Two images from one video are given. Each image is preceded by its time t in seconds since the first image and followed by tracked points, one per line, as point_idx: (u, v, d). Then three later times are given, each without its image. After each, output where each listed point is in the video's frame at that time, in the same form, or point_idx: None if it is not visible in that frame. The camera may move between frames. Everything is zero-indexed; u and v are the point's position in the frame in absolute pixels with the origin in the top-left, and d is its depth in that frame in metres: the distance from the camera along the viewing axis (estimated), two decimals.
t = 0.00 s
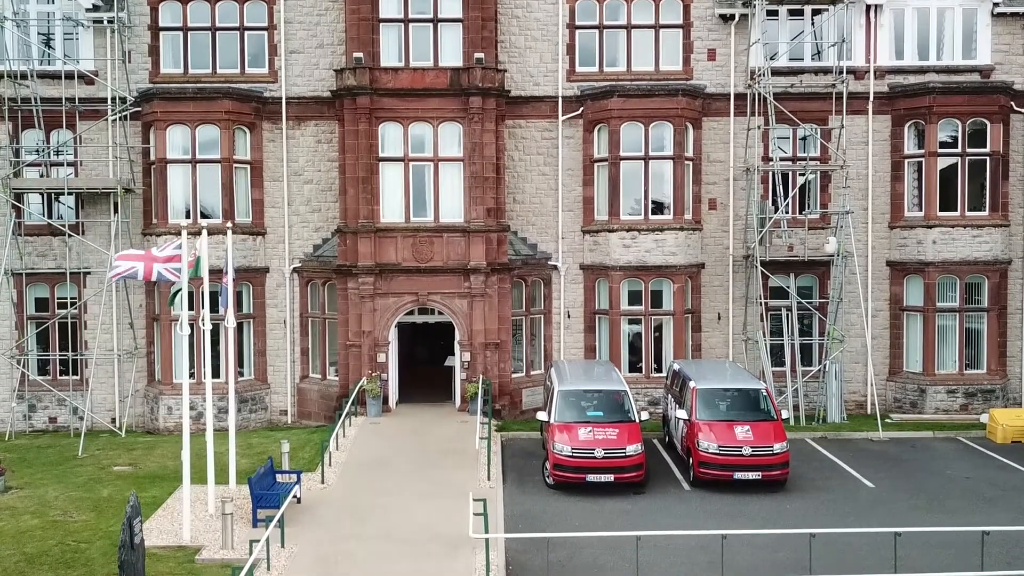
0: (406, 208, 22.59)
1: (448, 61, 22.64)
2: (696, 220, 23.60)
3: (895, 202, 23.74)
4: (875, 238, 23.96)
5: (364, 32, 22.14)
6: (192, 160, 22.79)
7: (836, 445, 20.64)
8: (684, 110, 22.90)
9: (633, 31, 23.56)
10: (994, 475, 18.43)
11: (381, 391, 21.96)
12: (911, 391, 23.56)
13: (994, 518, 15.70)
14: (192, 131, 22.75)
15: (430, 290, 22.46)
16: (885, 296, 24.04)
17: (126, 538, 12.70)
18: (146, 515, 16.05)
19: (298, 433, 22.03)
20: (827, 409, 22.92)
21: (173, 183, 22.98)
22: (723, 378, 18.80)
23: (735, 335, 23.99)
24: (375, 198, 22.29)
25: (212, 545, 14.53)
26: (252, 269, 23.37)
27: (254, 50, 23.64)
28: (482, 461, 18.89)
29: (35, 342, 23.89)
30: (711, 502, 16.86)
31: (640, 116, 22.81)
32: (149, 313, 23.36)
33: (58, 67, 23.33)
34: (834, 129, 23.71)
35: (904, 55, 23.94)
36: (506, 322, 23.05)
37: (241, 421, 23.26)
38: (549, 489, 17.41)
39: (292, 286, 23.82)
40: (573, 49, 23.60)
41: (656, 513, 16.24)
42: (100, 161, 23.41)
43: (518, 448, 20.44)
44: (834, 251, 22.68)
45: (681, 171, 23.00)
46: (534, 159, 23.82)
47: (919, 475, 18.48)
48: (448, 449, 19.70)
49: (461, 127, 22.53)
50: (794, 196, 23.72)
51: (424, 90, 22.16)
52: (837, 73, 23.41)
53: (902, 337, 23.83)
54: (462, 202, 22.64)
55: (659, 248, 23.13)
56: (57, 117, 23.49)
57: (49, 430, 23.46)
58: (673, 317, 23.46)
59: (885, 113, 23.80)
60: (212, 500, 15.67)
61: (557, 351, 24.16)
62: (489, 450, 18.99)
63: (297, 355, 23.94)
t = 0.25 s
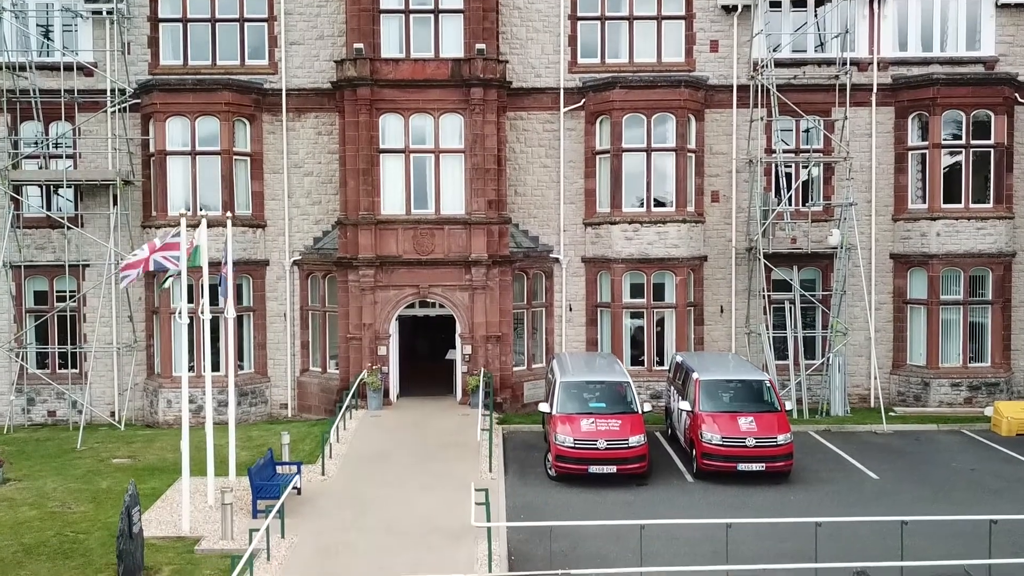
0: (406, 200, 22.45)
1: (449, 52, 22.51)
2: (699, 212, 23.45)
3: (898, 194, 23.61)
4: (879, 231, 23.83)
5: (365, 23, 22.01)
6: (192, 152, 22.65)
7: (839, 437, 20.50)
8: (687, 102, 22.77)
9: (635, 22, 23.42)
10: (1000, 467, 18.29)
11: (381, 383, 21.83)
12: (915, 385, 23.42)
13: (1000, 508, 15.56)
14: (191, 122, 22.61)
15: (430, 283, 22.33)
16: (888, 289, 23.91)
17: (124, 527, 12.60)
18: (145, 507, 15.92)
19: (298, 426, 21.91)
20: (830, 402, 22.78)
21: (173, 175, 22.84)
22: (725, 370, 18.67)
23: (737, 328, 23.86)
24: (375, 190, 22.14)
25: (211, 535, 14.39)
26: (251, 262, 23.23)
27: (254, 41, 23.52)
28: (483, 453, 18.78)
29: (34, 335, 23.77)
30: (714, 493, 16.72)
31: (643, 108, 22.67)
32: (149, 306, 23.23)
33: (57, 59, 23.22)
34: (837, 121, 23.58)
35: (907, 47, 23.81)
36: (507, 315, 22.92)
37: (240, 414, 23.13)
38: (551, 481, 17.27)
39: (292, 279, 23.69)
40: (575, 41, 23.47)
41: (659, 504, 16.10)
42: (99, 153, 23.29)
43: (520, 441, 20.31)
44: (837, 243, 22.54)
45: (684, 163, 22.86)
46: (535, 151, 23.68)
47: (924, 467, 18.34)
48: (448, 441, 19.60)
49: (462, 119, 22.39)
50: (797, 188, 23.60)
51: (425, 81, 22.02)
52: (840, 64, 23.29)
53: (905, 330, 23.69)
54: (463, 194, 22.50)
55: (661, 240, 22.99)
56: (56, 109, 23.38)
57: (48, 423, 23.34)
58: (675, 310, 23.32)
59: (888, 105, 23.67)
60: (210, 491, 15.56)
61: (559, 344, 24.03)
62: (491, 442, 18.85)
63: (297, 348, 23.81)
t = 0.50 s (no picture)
0: (406, 191, 22.31)
1: (449, 42, 22.36)
2: (701, 204, 23.31)
3: (901, 186, 23.47)
4: (882, 223, 23.70)
5: (365, 13, 21.86)
6: (191, 143, 22.50)
7: (843, 429, 20.36)
8: (689, 93, 22.62)
9: (637, 13, 23.28)
10: (1005, 458, 18.15)
11: (382, 375, 21.69)
12: (919, 377, 23.28)
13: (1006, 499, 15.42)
14: (190, 113, 22.46)
15: (431, 275, 22.19)
16: (891, 281, 23.77)
17: (121, 516, 12.48)
18: (143, 497, 15.78)
19: (297, 419, 21.78)
20: (833, 395, 22.64)
21: (171, 166, 22.70)
22: (728, 361, 18.53)
23: (740, 320, 23.72)
24: (375, 181, 21.99)
25: (210, 525, 14.25)
26: (251, 254, 23.08)
27: (254, 32, 23.38)
28: (484, 445, 18.64)
29: (32, 327, 23.64)
30: (717, 484, 16.58)
31: (644, 99, 22.52)
32: (147, 298, 23.09)
33: (55, 49, 23.09)
34: (840, 112, 23.44)
35: (911, 38, 23.68)
36: (508, 307, 22.78)
37: (240, 407, 22.99)
38: (552, 472, 17.13)
39: (292, 271, 23.56)
40: (576, 31, 23.34)
41: (662, 494, 15.96)
42: (97, 144, 23.15)
43: (521, 433, 20.16)
44: (840, 234, 22.41)
45: (686, 154, 22.72)
46: (536, 142, 23.55)
47: (928, 458, 18.20)
48: (449, 433, 19.47)
49: (462, 109, 22.25)
50: (799, 179, 23.46)
51: (425, 71, 21.88)
52: (843, 55, 23.16)
53: (908, 323, 23.55)
54: (464, 185, 22.35)
55: (663, 232, 22.85)
56: (54, 100, 23.24)
57: (46, 416, 23.20)
58: (677, 302, 23.18)
59: (891, 96, 23.53)
60: (209, 482, 15.43)
61: (560, 337, 23.89)
62: (492, 433, 18.70)
63: (297, 341, 23.68)
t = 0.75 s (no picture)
0: (406, 182, 22.14)
1: (449, 32, 22.20)
2: (702, 195, 23.15)
3: (904, 177, 23.32)
4: (885, 214, 23.55)
5: (364, 2, 21.70)
6: (189, 134, 22.35)
7: (846, 421, 20.21)
8: (690, 83, 22.45)
9: (638, 2, 23.12)
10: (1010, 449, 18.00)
11: (381, 367, 21.55)
12: (922, 370, 23.13)
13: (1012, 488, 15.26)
14: (188, 103, 22.32)
15: (431, 266, 22.03)
16: (894, 272, 23.62)
17: (116, 503, 12.35)
18: (140, 487, 15.64)
19: (296, 410, 21.64)
20: (836, 387, 22.51)
21: (170, 157, 22.55)
22: (730, 351, 18.38)
23: (742, 312, 23.57)
24: (374, 171, 21.82)
25: (206, 514, 14.11)
26: (250, 245, 22.93)
27: (253, 22, 23.23)
28: (485, 436, 18.50)
29: (30, 319, 23.50)
30: (720, 474, 16.42)
31: (646, 89, 22.35)
32: (145, 290, 22.95)
33: (53, 40, 22.95)
34: (843, 102, 23.29)
35: (914, 28, 23.52)
36: (508, 299, 22.62)
37: (239, 399, 22.85)
38: (553, 462, 16.97)
39: (291, 263, 23.40)
40: (577, 21, 23.18)
41: (664, 484, 15.81)
42: (95, 135, 23.00)
43: (521, 424, 20.02)
44: (843, 226, 22.25)
45: (688, 145, 22.56)
46: (537, 133, 23.39)
47: (932, 449, 18.04)
48: (449, 424, 19.34)
49: (462, 99, 22.09)
50: (802, 170, 23.31)
51: (425, 61, 21.72)
52: (846, 45, 23.01)
53: (912, 315, 23.40)
54: (464, 175, 22.19)
55: (665, 223, 22.69)
56: (52, 90, 23.11)
57: (44, 409, 23.05)
58: (679, 294, 23.02)
59: (894, 87, 23.37)
60: (207, 471, 15.29)
61: (561, 329, 23.75)
62: (492, 424, 18.54)
63: (296, 333, 23.54)
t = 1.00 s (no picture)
0: (406, 172, 21.96)
1: (449, 21, 22.01)
2: (705, 185, 22.97)
3: (908, 168, 23.15)
4: (888, 205, 23.37)
5: None
6: (188, 124, 22.17)
7: (850, 412, 20.03)
8: (693, 72, 22.27)
9: None
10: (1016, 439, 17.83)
11: (381, 359, 21.37)
12: (926, 361, 22.96)
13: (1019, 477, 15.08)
14: (187, 93, 22.14)
15: (431, 256, 21.85)
16: (898, 264, 23.45)
17: (113, 491, 12.20)
18: (137, 476, 15.47)
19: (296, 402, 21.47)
20: (839, 379, 22.34)
21: (168, 147, 22.38)
22: (734, 341, 18.21)
23: (744, 304, 23.40)
24: (374, 161, 21.64)
25: (204, 503, 13.96)
26: (248, 236, 22.75)
27: (251, 11, 23.06)
28: (485, 426, 18.33)
29: (27, 311, 23.33)
30: (723, 464, 16.25)
31: (648, 78, 22.17)
32: (144, 281, 22.77)
33: (50, 29, 22.78)
34: (846, 92, 23.12)
35: (918, 18, 23.35)
36: (509, 290, 22.44)
37: (237, 391, 22.68)
38: (555, 453, 16.81)
39: (290, 254, 23.23)
40: (579, 11, 23.00)
41: (666, 474, 15.64)
42: (93, 125, 22.83)
43: (523, 415, 19.86)
44: (847, 216, 22.08)
45: (690, 135, 22.37)
46: (538, 123, 23.21)
47: (937, 440, 17.87)
48: (450, 414, 19.18)
49: (463, 89, 21.91)
50: (805, 161, 23.14)
51: (425, 50, 21.53)
52: (849, 35, 22.83)
53: (915, 307, 23.23)
54: (464, 166, 22.00)
55: (667, 213, 22.51)
56: (49, 80, 22.93)
57: (41, 401, 22.88)
58: (681, 285, 22.85)
59: (898, 77, 23.19)
60: (205, 461, 15.11)
61: (562, 321, 23.57)
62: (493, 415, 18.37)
63: (295, 325, 23.37)
